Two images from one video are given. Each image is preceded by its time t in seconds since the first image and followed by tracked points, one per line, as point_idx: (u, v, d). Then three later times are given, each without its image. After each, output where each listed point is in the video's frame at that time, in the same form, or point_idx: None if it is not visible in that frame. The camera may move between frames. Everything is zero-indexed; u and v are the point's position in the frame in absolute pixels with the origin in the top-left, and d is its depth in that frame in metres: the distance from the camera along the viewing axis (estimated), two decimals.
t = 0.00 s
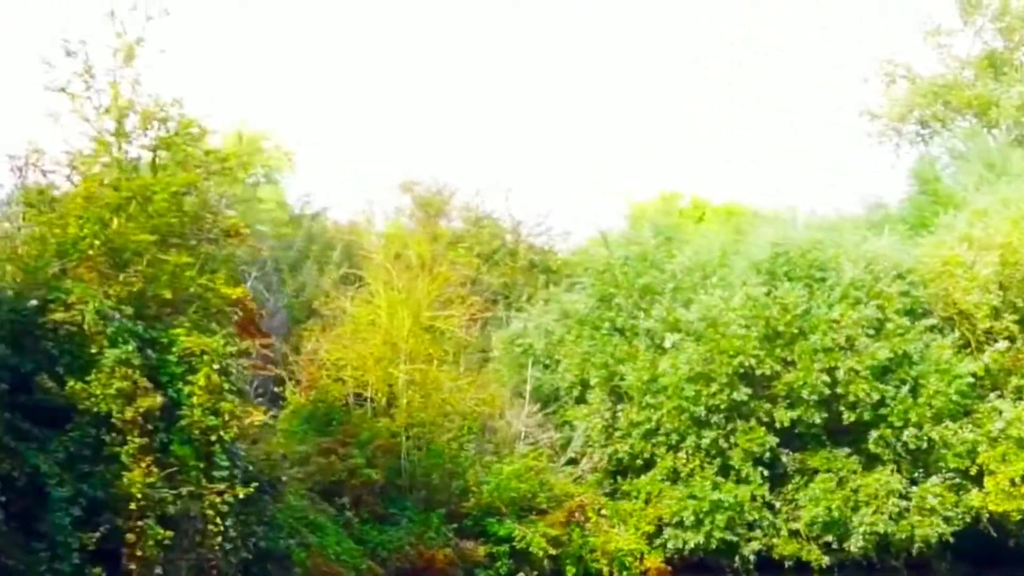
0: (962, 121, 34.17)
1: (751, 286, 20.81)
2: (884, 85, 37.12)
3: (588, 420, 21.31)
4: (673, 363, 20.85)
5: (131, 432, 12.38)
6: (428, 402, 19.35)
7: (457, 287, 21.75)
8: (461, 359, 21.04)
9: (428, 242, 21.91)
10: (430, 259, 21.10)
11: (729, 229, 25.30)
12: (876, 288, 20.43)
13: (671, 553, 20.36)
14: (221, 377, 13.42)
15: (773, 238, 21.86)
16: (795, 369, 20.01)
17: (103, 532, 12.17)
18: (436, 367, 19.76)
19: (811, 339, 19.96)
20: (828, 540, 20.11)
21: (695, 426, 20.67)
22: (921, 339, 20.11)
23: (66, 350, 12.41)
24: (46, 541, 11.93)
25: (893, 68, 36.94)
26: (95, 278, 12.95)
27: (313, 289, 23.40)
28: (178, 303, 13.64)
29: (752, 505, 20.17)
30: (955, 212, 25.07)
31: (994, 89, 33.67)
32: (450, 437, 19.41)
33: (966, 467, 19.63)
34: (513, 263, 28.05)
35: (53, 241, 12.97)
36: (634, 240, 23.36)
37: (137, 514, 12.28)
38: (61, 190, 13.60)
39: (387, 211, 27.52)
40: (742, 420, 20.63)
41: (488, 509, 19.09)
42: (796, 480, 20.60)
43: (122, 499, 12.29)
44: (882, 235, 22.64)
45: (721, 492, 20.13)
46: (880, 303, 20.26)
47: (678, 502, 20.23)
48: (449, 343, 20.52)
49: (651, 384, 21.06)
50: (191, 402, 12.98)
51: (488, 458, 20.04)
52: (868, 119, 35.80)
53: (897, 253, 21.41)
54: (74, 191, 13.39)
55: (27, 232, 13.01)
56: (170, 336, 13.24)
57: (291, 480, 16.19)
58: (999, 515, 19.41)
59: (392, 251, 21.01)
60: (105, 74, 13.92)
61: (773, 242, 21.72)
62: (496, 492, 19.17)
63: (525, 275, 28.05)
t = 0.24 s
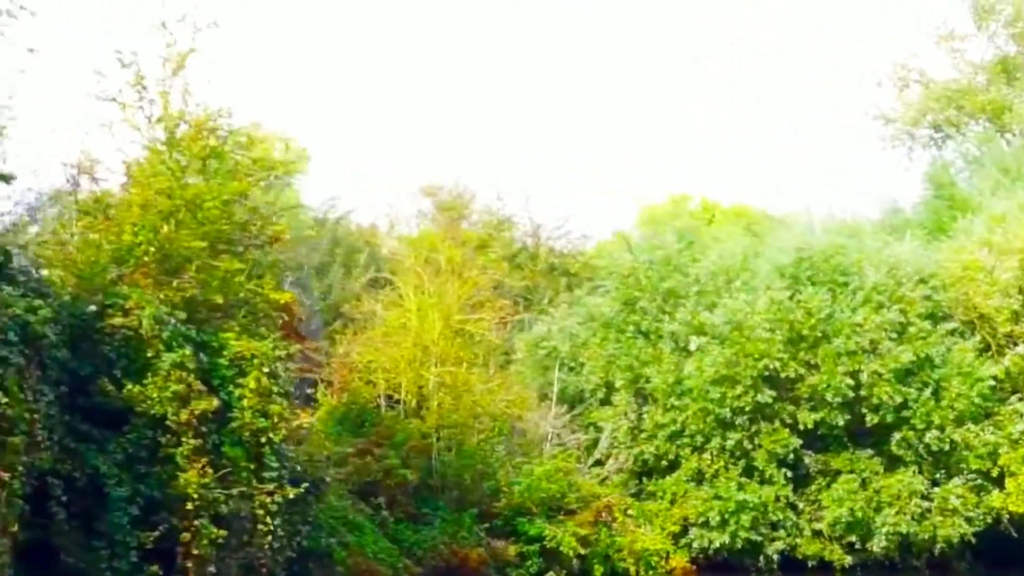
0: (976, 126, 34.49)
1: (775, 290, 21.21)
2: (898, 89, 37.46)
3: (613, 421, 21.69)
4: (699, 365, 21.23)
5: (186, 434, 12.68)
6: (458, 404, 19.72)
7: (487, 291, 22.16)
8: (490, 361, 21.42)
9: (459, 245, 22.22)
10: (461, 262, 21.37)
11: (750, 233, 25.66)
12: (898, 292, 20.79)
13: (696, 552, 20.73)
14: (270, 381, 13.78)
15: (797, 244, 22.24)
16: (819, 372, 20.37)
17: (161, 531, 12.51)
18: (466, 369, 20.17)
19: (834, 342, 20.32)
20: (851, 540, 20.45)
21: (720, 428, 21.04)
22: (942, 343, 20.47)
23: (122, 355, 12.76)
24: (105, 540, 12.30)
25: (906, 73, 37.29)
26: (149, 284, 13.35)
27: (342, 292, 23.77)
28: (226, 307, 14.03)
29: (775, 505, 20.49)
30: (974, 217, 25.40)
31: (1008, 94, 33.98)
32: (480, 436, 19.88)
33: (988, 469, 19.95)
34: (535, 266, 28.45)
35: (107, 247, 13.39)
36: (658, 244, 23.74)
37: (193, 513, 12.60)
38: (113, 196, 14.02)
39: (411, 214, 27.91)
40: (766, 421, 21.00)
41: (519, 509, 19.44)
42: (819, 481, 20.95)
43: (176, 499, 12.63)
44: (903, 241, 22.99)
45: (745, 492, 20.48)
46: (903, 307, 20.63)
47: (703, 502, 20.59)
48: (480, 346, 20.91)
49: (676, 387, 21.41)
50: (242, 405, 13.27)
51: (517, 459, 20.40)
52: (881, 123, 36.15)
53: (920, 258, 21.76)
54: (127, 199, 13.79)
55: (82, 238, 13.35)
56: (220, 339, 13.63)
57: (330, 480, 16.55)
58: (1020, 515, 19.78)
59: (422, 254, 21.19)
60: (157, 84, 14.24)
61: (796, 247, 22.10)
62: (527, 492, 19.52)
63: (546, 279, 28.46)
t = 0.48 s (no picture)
0: (988, 129, 34.81)
1: (797, 293, 21.60)
2: (910, 93, 37.79)
3: (637, 422, 22.01)
4: (723, 366, 21.60)
5: (237, 435, 13.05)
6: (489, 404, 20.08)
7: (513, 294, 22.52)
8: (518, 363, 21.78)
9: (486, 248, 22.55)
10: (489, 265, 21.73)
11: (770, 236, 26.01)
12: (919, 296, 21.15)
13: (720, 551, 21.08)
14: (316, 383, 14.16)
15: (819, 247, 22.62)
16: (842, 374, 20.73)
17: (214, 530, 12.87)
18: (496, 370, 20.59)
19: (857, 345, 20.67)
20: (873, 539, 20.78)
21: (743, 429, 21.40)
22: (963, 345, 20.82)
23: (174, 358, 13.04)
24: (160, 539, 12.60)
25: (918, 77, 37.62)
26: (200, 289, 13.70)
27: (368, 294, 24.12)
28: (272, 312, 14.40)
29: (799, 505, 20.86)
30: (990, 219, 25.74)
31: (1021, 98, 34.30)
32: (510, 436, 20.24)
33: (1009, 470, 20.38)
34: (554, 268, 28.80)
35: (158, 253, 13.69)
36: (680, 247, 24.10)
37: (244, 513, 12.97)
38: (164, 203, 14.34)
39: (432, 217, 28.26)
40: (788, 422, 21.36)
41: (549, 509, 19.89)
42: (841, 481, 21.30)
43: (228, 499, 12.99)
44: (921, 245, 23.34)
45: (770, 492, 20.78)
46: (924, 310, 20.99)
47: (728, 502, 20.93)
48: (508, 348, 21.27)
49: (700, 389, 21.73)
50: (289, 407, 13.63)
51: (545, 460, 20.77)
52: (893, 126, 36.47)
53: (940, 261, 22.09)
54: (177, 207, 14.14)
55: (132, 245, 13.63)
56: (268, 342, 14.00)
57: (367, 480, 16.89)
58: None
59: (450, 257, 21.48)
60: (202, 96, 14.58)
61: (818, 251, 22.45)
62: (557, 492, 19.94)
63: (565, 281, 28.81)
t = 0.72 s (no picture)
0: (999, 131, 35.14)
1: (819, 295, 21.98)
2: (921, 95, 38.14)
3: (661, 423, 22.39)
4: (746, 367, 21.99)
5: (285, 436, 13.44)
6: (518, 405, 20.39)
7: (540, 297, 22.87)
8: (544, 364, 22.13)
9: (513, 250, 22.92)
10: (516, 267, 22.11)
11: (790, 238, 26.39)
12: (939, 297, 21.52)
13: (743, 549, 21.43)
14: (359, 386, 14.49)
15: (840, 250, 23.00)
16: (864, 375, 21.09)
17: (266, 530, 13.24)
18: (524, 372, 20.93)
19: (879, 346, 21.03)
20: (894, 537, 21.13)
21: (765, 429, 21.76)
22: (982, 346, 21.18)
23: (226, 361, 13.40)
24: (213, 537, 12.93)
25: (929, 79, 37.96)
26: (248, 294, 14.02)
27: (393, 297, 24.49)
28: (316, 316, 14.79)
29: (821, 504, 21.14)
30: (1006, 222, 26.08)
31: None
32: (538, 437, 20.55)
33: None
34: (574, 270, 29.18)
35: (206, 259, 13.97)
36: (701, 250, 24.44)
37: (294, 513, 13.34)
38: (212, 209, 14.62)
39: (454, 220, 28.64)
40: (810, 423, 21.70)
41: (577, 508, 20.33)
42: (863, 480, 21.64)
43: (278, 499, 13.36)
44: (939, 247, 23.69)
45: (794, 492, 21.06)
46: (944, 311, 21.34)
47: (750, 501, 21.28)
48: (535, 350, 21.63)
49: (722, 390, 22.12)
50: (333, 409, 13.97)
51: (572, 461, 21.14)
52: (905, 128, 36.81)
53: (958, 262, 22.43)
54: (225, 215, 14.44)
55: (178, 252, 13.90)
56: (313, 347, 14.38)
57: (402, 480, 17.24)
58: None
59: (477, 261, 21.85)
60: (245, 104, 14.97)
61: (839, 254, 22.81)
62: (584, 492, 20.37)
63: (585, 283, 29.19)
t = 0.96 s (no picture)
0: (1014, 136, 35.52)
1: (844, 298, 22.39)
2: (935, 99, 38.51)
3: (688, 424, 22.75)
4: (773, 369, 22.40)
5: (339, 437, 13.86)
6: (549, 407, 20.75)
7: (570, 301, 23.25)
8: (574, 366, 22.53)
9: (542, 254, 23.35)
10: (547, 270, 22.55)
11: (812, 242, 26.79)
12: (963, 301, 21.93)
13: (769, 548, 21.76)
14: (408, 389, 14.94)
15: (864, 254, 23.41)
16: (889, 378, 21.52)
17: (323, 529, 13.65)
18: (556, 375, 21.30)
19: (904, 349, 21.45)
20: (918, 537, 21.50)
21: (791, 430, 22.13)
22: (1005, 348, 21.59)
23: (283, 365, 13.82)
24: (272, 535, 13.31)
25: (943, 84, 38.34)
26: (303, 299, 14.40)
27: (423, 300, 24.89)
28: (366, 321, 15.21)
29: (847, 504, 21.48)
30: None
31: None
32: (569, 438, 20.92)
33: None
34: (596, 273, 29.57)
35: (261, 266, 14.32)
36: (726, 254, 24.84)
37: (349, 512, 13.75)
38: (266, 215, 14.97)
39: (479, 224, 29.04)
40: (835, 424, 22.08)
41: (609, 507, 20.73)
42: (887, 481, 22.03)
43: (333, 498, 13.77)
44: (960, 251, 24.09)
45: (823, 493, 21.41)
46: (968, 315, 21.73)
47: (777, 501, 21.67)
48: (566, 352, 22.03)
49: (748, 392, 22.54)
50: (384, 411, 14.35)
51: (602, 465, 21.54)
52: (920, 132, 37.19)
53: (981, 266, 22.83)
54: (279, 222, 14.77)
55: (233, 256, 14.21)
56: (363, 350, 14.79)
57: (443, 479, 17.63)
58: None
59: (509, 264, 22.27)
60: (297, 114, 15.33)
61: (863, 258, 23.22)
62: (616, 492, 20.79)
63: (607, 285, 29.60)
